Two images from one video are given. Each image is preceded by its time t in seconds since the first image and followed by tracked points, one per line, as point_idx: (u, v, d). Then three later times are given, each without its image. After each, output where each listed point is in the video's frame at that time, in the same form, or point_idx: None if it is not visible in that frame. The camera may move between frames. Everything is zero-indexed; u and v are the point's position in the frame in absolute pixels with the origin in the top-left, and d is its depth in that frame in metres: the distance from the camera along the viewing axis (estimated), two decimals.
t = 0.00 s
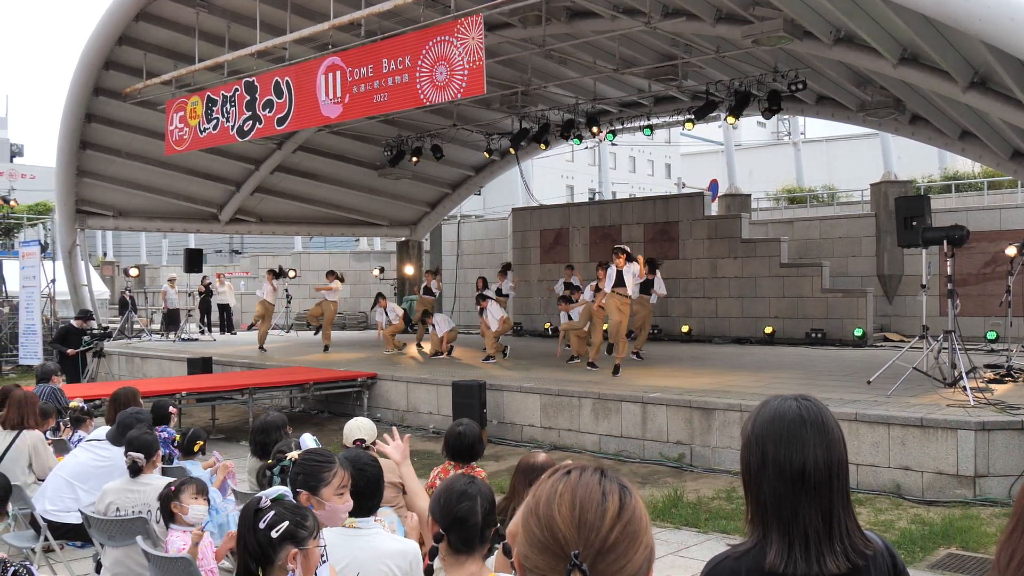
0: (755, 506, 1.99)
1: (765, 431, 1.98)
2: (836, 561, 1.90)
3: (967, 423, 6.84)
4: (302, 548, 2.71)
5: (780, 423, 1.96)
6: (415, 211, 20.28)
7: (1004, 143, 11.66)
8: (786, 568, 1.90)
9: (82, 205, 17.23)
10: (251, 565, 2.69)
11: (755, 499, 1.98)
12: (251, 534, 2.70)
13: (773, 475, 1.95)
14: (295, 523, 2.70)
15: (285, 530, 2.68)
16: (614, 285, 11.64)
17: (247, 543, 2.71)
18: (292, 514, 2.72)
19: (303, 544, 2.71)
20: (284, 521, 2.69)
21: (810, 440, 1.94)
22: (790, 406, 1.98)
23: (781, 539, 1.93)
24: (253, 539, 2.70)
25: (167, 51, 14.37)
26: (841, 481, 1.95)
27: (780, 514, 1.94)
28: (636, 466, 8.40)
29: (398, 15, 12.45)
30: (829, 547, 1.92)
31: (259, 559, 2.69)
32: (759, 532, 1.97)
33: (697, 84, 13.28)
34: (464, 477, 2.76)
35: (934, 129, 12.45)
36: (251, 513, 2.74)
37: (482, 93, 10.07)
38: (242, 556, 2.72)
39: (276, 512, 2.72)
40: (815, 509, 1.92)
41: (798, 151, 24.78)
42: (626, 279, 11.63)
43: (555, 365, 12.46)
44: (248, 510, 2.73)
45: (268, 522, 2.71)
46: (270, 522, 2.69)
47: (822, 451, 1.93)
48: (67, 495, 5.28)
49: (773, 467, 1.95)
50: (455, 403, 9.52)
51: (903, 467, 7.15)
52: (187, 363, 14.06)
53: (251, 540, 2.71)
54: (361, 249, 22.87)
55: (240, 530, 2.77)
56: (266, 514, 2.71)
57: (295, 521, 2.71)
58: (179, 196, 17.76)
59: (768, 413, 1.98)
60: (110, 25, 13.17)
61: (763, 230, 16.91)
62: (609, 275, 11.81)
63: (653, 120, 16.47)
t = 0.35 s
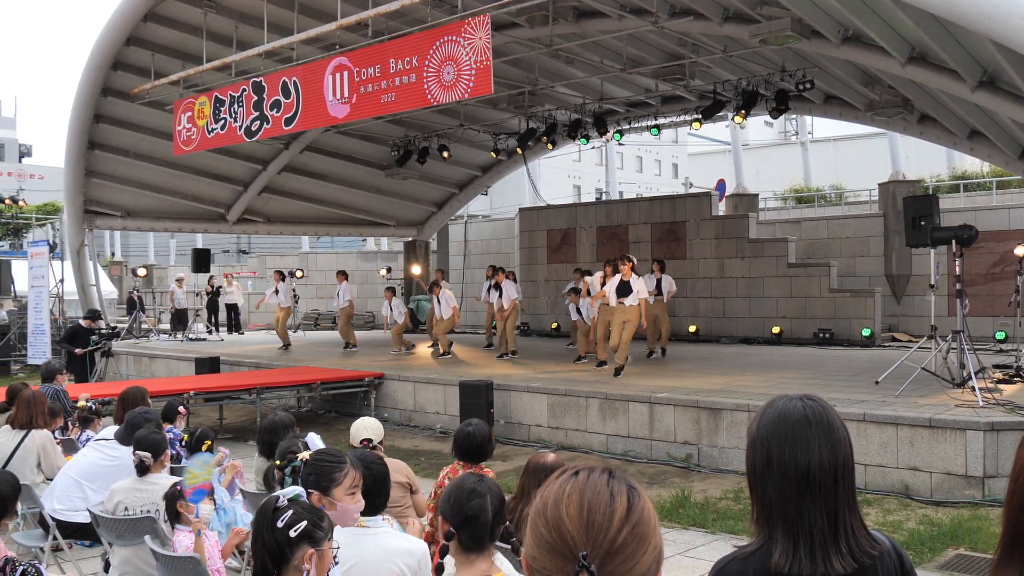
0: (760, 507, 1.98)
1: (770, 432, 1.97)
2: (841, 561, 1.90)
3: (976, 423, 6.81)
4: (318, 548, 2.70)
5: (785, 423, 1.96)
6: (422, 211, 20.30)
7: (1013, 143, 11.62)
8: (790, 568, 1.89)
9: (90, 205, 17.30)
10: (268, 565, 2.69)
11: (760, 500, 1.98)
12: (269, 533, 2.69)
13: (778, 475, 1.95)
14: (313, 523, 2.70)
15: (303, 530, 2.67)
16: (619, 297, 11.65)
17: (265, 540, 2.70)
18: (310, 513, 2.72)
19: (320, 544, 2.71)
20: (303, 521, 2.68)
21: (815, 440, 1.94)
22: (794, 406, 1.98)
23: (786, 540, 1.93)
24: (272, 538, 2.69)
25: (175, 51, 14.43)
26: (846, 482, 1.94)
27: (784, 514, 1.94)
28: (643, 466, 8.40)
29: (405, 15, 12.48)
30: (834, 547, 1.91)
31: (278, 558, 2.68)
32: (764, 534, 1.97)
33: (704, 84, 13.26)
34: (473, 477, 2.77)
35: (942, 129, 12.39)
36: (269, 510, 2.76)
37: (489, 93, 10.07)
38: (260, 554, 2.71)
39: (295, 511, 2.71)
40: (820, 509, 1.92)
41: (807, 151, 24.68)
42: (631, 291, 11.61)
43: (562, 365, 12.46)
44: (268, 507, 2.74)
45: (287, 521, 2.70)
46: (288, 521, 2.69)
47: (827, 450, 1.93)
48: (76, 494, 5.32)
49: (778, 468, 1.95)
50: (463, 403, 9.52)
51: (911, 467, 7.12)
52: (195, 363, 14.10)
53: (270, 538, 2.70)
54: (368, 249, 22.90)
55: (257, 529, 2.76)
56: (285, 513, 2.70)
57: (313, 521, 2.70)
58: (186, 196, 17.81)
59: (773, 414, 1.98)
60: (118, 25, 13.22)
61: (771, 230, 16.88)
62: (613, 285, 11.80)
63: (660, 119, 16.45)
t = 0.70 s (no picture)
0: (770, 507, 1.98)
1: (779, 432, 1.97)
2: (851, 562, 1.90)
3: (984, 423, 6.79)
4: (327, 548, 2.70)
5: (795, 424, 1.96)
6: (429, 212, 20.32)
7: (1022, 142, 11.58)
8: (800, 570, 1.89)
9: (98, 205, 17.36)
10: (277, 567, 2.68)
11: (769, 500, 1.98)
12: (277, 536, 2.67)
13: (788, 477, 1.95)
14: (320, 524, 2.69)
15: (310, 531, 2.66)
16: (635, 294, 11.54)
17: (272, 544, 2.69)
18: (316, 514, 2.70)
19: (328, 544, 2.70)
20: (310, 522, 2.67)
21: (825, 441, 1.93)
22: (804, 407, 1.98)
23: (796, 541, 1.93)
24: (279, 540, 2.67)
25: (182, 52, 14.49)
26: (857, 482, 1.94)
27: (794, 514, 1.94)
28: (650, 467, 8.39)
29: (412, 15, 12.50)
30: (844, 548, 1.91)
31: (286, 560, 2.67)
32: (772, 536, 1.97)
33: (711, 83, 13.24)
34: (486, 477, 2.78)
35: (950, 129, 12.36)
36: (273, 514, 2.73)
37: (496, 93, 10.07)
38: (268, 556, 2.70)
39: (300, 513, 2.69)
40: (830, 511, 1.92)
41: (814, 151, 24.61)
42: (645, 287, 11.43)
43: (569, 365, 12.45)
44: (270, 511, 2.71)
45: (294, 523, 2.68)
46: (295, 523, 2.66)
47: (837, 451, 1.93)
48: (85, 494, 5.34)
49: (787, 469, 1.95)
50: (470, 403, 9.52)
51: (920, 468, 7.10)
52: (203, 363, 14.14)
53: (276, 540, 2.69)
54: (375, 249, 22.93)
55: (263, 532, 2.74)
56: (291, 516, 2.67)
57: (320, 521, 2.69)
58: (194, 196, 17.86)
59: (781, 415, 1.98)
60: (126, 26, 13.26)
61: (778, 230, 16.86)
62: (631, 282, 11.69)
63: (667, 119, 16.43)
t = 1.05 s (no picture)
0: (784, 509, 1.99)
1: (793, 434, 1.98)
2: (865, 564, 1.91)
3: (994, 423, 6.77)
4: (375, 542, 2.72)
5: (809, 425, 1.96)
6: (437, 211, 20.35)
7: None
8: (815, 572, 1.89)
9: (108, 205, 17.45)
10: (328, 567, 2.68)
11: (783, 502, 1.98)
12: (328, 538, 2.67)
13: (802, 477, 1.95)
14: (368, 521, 2.69)
15: (361, 529, 2.67)
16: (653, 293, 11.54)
17: (322, 545, 2.68)
18: (363, 512, 2.70)
19: (375, 536, 2.73)
20: (359, 521, 2.66)
21: (839, 443, 1.94)
22: (818, 407, 1.98)
23: (810, 543, 1.93)
24: (330, 542, 2.67)
25: (192, 52, 14.55)
26: (871, 484, 1.95)
27: (808, 517, 1.94)
28: (659, 466, 8.39)
29: (422, 15, 12.53)
30: (858, 550, 1.92)
31: (338, 559, 2.68)
32: (787, 538, 1.97)
33: (720, 83, 13.22)
34: (499, 478, 2.78)
35: (961, 127, 12.31)
36: (320, 515, 2.72)
37: (506, 93, 10.08)
38: (317, 556, 2.70)
39: (347, 512, 2.69)
40: (845, 513, 1.92)
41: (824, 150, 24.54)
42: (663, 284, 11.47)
43: (578, 365, 12.46)
44: (319, 512, 2.69)
45: (342, 523, 2.68)
46: (345, 523, 2.66)
47: (851, 452, 1.93)
48: (96, 493, 5.39)
49: (801, 470, 1.95)
50: (479, 402, 9.53)
51: (931, 468, 7.08)
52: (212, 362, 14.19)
53: (325, 541, 2.68)
54: (383, 249, 22.97)
55: (310, 533, 2.73)
56: (340, 517, 2.66)
57: (368, 518, 2.69)
58: (203, 196, 17.94)
59: (795, 416, 1.99)
60: (136, 26, 13.33)
61: (787, 229, 16.82)
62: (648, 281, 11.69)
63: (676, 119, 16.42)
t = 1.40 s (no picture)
0: (796, 510, 1.98)
1: (806, 433, 1.98)
2: (876, 566, 1.91)
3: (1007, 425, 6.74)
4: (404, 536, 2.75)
5: (823, 425, 1.96)
6: (448, 211, 20.39)
7: None
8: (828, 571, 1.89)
9: (120, 205, 17.56)
10: (362, 560, 2.72)
11: (795, 502, 1.98)
12: (360, 528, 2.70)
13: (815, 478, 1.95)
14: (399, 514, 2.73)
15: (392, 522, 2.71)
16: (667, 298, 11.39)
17: (355, 535, 2.72)
18: (395, 505, 2.74)
19: (406, 532, 2.77)
20: (391, 513, 2.70)
21: (852, 443, 1.94)
22: (832, 407, 1.99)
23: (822, 543, 1.93)
24: (362, 532, 2.70)
25: (203, 53, 14.64)
26: (882, 485, 1.95)
27: (820, 517, 1.94)
28: (670, 466, 8.38)
29: (433, 16, 12.56)
30: (870, 552, 1.93)
31: (371, 550, 2.71)
32: (800, 538, 1.96)
33: (731, 82, 13.19)
34: (510, 479, 2.82)
35: (973, 126, 12.25)
36: (354, 505, 2.75)
37: (516, 93, 10.09)
38: (352, 546, 2.73)
39: (381, 504, 2.72)
40: (856, 514, 1.93)
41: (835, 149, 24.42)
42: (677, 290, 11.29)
43: (589, 365, 12.47)
44: (352, 503, 2.72)
45: (375, 514, 2.71)
46: (377, 515, 2.70)
47: (863, 453, 1.94)
48: (109, 492, 5.42)
49: (814, 470, 1.95)
50: (490, 402, 9.55)
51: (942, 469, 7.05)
52: (224, 362, 14.25)
53: (357, 532, 2.72)
54: (394, 249, 23.01)
55: (344, 524, 2.77)
56: (373, 508, 2.70)
57: (399, 512, 2.73)
58: (215, 196, 18.02)
59: (809, 416, 1.99)
60: (148, 27, 13.41)
61: (798, 228, 16.77)
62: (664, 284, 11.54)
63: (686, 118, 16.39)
